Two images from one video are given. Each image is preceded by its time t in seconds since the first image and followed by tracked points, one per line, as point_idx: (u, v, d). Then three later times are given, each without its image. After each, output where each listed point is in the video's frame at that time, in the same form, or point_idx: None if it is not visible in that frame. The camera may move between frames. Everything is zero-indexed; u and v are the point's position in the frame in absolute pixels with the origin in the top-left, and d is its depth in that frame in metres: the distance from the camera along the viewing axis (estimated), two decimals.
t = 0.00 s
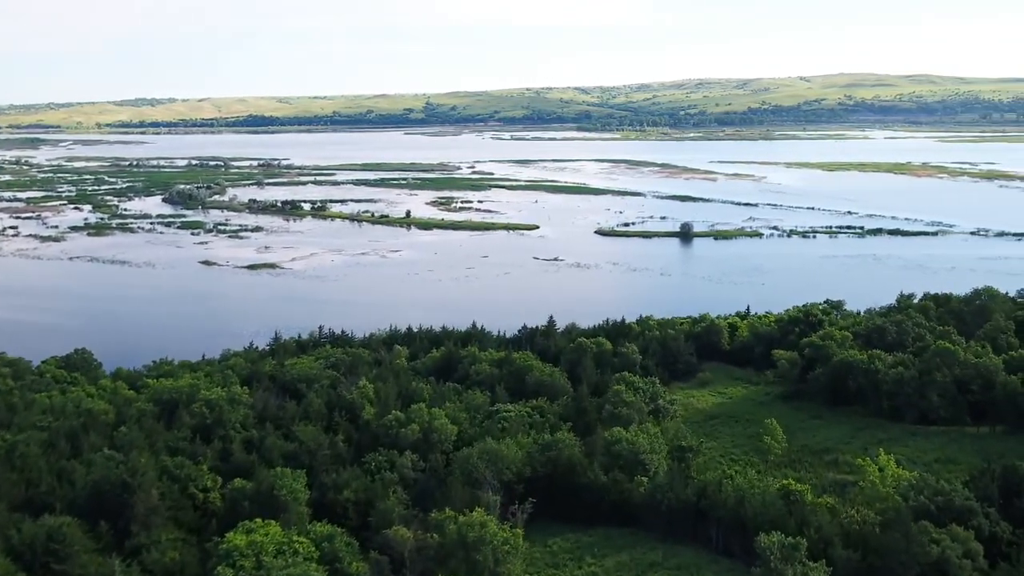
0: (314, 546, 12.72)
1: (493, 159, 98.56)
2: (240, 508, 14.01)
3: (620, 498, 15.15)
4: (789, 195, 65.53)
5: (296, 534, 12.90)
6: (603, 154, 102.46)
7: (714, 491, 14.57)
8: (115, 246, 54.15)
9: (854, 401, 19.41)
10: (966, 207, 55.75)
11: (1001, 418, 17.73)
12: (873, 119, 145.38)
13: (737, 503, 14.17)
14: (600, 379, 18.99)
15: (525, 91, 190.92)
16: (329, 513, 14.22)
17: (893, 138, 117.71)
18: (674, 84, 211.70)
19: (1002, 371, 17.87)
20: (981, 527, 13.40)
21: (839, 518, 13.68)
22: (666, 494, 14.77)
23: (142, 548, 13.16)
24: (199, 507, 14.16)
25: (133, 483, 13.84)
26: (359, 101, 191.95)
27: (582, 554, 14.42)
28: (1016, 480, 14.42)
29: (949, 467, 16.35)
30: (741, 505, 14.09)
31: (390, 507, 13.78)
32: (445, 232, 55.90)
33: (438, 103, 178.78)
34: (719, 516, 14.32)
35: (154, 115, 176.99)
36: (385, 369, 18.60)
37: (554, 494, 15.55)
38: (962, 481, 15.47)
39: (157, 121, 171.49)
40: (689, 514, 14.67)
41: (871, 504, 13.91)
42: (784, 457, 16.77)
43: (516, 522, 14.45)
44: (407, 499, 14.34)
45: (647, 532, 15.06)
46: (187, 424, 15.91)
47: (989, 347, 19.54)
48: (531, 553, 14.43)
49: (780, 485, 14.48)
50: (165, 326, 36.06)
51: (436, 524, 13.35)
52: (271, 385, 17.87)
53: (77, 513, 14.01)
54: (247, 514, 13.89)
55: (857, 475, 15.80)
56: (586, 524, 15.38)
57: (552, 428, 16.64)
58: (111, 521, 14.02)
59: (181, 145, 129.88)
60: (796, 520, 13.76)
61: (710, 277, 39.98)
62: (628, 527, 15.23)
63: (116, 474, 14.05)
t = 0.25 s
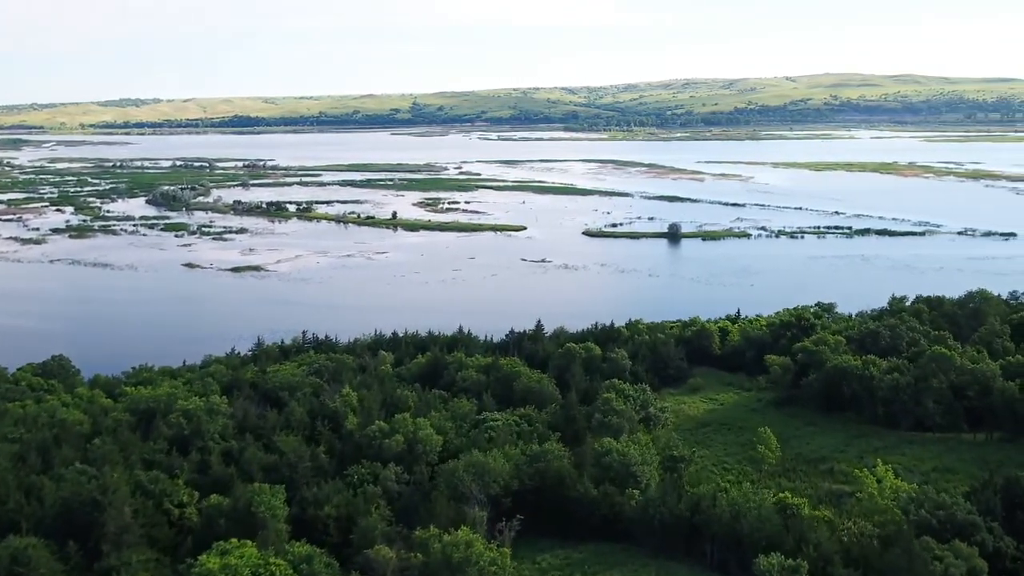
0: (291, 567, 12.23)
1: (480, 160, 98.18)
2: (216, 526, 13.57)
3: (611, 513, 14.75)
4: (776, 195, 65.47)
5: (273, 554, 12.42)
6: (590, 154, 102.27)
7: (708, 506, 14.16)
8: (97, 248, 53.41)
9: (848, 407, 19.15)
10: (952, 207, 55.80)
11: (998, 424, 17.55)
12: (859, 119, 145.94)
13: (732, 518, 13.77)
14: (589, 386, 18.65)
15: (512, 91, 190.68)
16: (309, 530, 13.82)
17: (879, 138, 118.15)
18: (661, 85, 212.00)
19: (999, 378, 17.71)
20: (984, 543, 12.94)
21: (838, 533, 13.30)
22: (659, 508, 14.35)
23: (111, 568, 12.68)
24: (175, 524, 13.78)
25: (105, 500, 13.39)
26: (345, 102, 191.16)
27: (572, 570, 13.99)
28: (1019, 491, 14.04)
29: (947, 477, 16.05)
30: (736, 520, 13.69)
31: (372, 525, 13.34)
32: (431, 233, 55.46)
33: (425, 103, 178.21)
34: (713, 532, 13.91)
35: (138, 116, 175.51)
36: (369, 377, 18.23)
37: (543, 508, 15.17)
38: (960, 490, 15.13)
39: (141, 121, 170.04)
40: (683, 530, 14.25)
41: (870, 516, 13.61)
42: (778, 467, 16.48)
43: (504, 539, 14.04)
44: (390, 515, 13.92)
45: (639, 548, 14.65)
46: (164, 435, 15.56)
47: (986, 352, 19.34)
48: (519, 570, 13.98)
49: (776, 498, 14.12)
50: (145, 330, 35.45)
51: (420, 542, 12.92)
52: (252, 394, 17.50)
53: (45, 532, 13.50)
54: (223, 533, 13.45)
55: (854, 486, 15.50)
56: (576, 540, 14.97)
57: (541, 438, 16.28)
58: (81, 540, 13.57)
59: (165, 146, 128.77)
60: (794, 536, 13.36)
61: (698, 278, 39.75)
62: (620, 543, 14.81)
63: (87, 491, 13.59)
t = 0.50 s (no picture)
0: None
1: (469, 160, 97.84)
2: (195, 542, 13.18)
3: (604, 526, 14.40)
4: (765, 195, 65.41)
5: (253, 573, 11.96)
6: (579, 154, 102.08)
7: (704, 520, 13.76)
8: (81, 250, 52.77)
9: (843, 412, 18.89)
10: (941, 207, 55.81)
11: (996, 431, 17.22)
12: (846, 119, 146.39)
13: (729, 533, 13.40)
14: (580, 393, 18.35)
15: (501, 91, 190.40)
16: (292, 546, 13.46)
17: (867, 138, 118.47)
18: (649, 85, 212.16)
19: (998, 383, 17.37)
20: (989, 557, 12.39)
21: (837, 548, 12.98)
22: (652, 522, 13.92)
23: None
24: (153, 539, 13.45)
25: (78, 517, 12.98)
26: (333, 102, 190.39)
27: None
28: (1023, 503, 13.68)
29: (947, 486, 15.71)
30: (734, 535, 13.30)
31: (355, 540, 12.94)
32: (420, 234, 55.10)
33: (414, 104, 177.69)
34: (710, 547, 13.52)
35: (124, 116, 174.23)
36: (356, 383, 17.90)
37: (534, 520, 14.81)
38: (962, 501, 14.85)
39: (128, 122, 168.79)
40: (679, 544, 13.84)
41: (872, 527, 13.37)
42: (773, 476, 16.21)
43: (493, 555, 13.69)
44: (376, 530, 13.55)
45: (632, 562, 14.22)
46: (143, 446, 15.19)
47: (983, 356, 19.11)
48: None
49: (773, 511, 13.81)
50: (129, 333, 34.99)
51: (405, 559, 12.54)
52: (235, 401, 17.17)
53: (15, 551, 13.03)
54: (201, 550, 13.05)
55: (850, 495, 15.27)
56: (568, 554, 14.57)
57: (531, 446, 15.97)
58: (53, 559, 13.13)
59: (151, 147, 127.79)
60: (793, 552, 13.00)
61: (688, 280, 39.52)
62: (613, 558, 14.42)
63: (59, 508, 13.17)
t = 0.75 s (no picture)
0: None
1: (456, 160, 97.40)
2: (169, 560, 12.73)
3: (595, 542, 13.89)
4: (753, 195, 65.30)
5: None
6: (567, 155, 101.83)
7: (700, 536, 13.21)
8: (62, 252, 52.04)
9: (838, 418, 18.58)
10: (929, 206, 55.80)
11: (995, 437, 16.62)
12: (832, 119, 146.82)
13: (726, 550, 12.81)
14: (569, 400, 18.00)
15: (488, 91, 190.04)
16: (270, 563, 12.99)
17: (853, 137, 118.80)
18: (636, 84, 212.26)
19: (998, 390, 16.81)
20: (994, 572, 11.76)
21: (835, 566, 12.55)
22: (646, 538, 13.32)
23: None
24: (126, 556, 13.06)
25: (46, 536, 12.48)
26: (320, 102, 189.50)
27: None
28: None
29: (947, 496, 15.24)
30: (732, 553, 12.71)
31: (335, 558, 12.44)
32: (406, 236, 54.67)
33: (401, 104, 177.09)
34: (705, 564, 12.94)
35: (109, 117, 172.81)
36: (340, 391, 17.49)
37: (523, 534, 14.33)
38: (963, 514, 14.52)
39: (112, 122, 167.43)
40: (673, 560, 13.27)
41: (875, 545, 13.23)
42: (767, 487, 15.90)
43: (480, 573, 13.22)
44: (358, 548, 13.09)
45: None
46: (118, 458, 14.76)
47: (979, 361, 18.80)
48: None
49: (770, 525, 13.43)
50: (110, 338, 34.38)
51: None
52: (216, 411, 16.75)
53: None
54: (175, 569, 12.58)
55: (848, 505, 14.95)
56: (557, 569, 14.03)
57: (520, 457, 15.58)
58: None
59: (135, 148, 126.68)
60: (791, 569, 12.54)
61: (677, 281, 39.23)
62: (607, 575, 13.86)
63: (25, 526, 12.62)
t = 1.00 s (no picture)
0: None
1: (445, 161, 97.05)
2: None
3: (588, 556, 13.52)
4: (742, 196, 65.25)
5: None
6: (556, 155, 101.61)
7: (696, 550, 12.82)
8: (46, 255, 51.40)
9: (834, 424, 18.34)
10: (918, 206, 55.81)
11: (994, 443, 16.43)
12: (820, 119, 147.22)
13: (725, 566, 12.39)
14: (560, 407, 17.70)
15: (477, 91, 189.69)
16: None
17: (841, 137, 119.08)
18: (625, 85, 212.39)
19: (998, 396, 16.64)
20: None
21: None
22: (641, 552, 12.88)
23: None
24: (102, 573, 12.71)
25: (17, 553, 12.10)
26: (308, 103, 188.68)
27: None
28: None
29: (948, 505, 15.00)
30: (729, 568, 12.30)
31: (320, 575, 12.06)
32: (395, 237, 54.29)
33: (389, 104, 176.51)
34: None
35: (95, 117, 171.49)
36: (327, 399, 17.15)
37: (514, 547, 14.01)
38: (966, 525, 14.29)
39: (98, 123, 166.13)
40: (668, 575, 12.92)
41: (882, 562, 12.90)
42: (763, 498, 15.63)
43: None
44: (343, 564, 12.73)
45: None
46: (95, 470, 14.37)
47: (976, 365, 18.61)
48: None
49: (771, 542, 13.21)
50: (93, 342, 33.89)
51: None
52: (198, 419, 16.38)
53: None
54: None
55: (848, 516, 14.68)
56: None
57: (511, 468, 15.25)
58: None
59: (121, 149, 125.68)
60: None
61: (668, 282, 38.99)
62: None
63: None
